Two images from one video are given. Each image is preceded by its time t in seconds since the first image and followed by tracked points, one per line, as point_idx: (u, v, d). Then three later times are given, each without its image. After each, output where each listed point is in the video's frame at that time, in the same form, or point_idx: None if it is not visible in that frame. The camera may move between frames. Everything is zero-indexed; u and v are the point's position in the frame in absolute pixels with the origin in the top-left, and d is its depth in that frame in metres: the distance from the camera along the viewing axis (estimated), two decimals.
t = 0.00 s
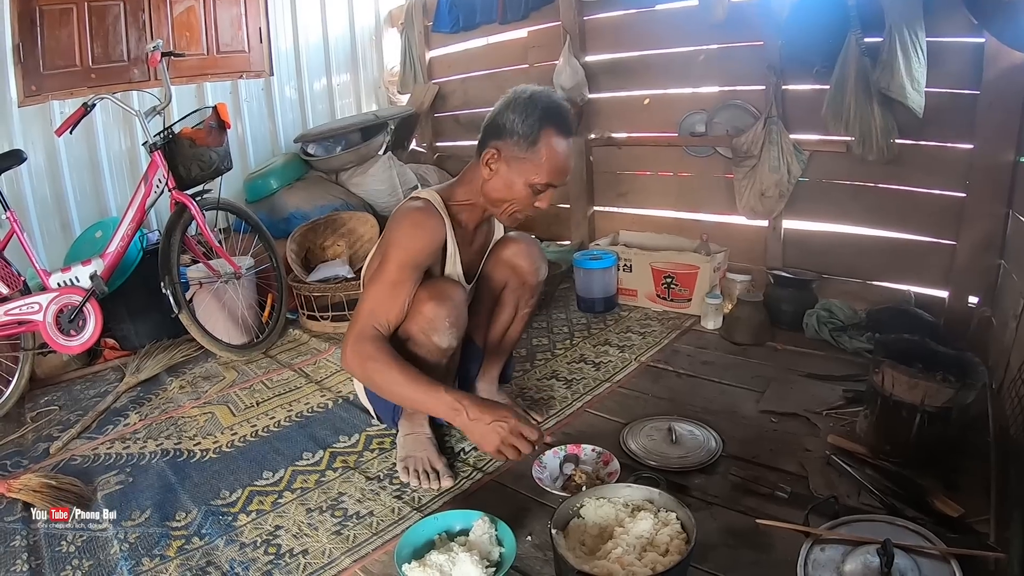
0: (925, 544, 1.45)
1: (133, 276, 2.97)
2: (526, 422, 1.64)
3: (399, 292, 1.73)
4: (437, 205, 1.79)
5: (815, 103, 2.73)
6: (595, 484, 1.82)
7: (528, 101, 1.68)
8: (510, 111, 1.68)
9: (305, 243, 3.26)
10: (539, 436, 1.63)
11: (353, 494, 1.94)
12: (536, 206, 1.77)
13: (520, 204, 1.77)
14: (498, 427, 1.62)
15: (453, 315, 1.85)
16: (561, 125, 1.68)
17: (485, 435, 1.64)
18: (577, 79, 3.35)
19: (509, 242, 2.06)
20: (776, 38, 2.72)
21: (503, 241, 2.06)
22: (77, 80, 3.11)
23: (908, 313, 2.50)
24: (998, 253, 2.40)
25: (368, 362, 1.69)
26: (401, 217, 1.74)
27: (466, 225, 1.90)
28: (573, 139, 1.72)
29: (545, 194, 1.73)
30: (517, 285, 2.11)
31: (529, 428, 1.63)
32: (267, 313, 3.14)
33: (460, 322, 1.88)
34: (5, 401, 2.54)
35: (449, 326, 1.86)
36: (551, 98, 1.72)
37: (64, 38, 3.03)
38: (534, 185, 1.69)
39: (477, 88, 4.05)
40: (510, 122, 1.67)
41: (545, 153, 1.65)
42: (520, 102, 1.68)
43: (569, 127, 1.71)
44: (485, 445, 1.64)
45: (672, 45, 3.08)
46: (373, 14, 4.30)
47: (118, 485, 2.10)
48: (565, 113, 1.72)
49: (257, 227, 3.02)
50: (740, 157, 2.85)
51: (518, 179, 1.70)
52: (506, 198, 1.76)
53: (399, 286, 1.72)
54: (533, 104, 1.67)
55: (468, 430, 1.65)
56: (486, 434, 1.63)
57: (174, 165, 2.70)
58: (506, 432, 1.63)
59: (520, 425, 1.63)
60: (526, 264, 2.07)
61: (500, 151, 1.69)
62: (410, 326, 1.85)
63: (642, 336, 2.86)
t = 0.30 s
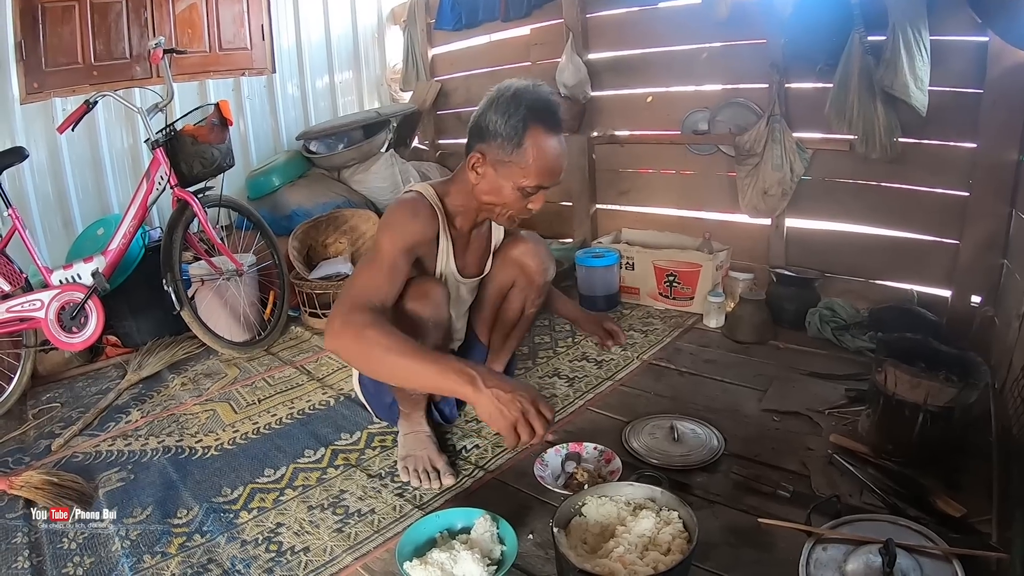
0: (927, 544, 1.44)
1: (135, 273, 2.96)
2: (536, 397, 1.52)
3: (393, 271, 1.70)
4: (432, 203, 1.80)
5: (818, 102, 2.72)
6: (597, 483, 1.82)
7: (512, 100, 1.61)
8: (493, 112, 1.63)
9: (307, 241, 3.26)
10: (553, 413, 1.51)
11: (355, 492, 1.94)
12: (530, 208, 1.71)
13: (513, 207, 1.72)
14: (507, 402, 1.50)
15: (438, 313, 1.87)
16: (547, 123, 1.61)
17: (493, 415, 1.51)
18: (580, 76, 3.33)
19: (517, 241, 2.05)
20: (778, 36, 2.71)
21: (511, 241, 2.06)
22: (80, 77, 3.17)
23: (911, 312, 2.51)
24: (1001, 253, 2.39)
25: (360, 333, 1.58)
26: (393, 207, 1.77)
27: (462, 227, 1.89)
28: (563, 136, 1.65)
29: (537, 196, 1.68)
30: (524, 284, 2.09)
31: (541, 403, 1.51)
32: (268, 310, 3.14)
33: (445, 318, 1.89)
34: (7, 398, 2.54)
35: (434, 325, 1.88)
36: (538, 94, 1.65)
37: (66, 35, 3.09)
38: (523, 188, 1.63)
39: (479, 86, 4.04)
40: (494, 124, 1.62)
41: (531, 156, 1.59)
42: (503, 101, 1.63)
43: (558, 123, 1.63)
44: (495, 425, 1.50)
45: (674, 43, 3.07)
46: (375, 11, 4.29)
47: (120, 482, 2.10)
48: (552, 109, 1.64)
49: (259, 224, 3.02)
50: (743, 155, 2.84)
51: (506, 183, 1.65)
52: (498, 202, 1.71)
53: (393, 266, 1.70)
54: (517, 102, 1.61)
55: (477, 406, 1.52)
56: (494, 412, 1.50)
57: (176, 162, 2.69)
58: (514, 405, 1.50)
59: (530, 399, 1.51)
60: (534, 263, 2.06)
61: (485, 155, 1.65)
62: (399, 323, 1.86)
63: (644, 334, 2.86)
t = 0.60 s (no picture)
0: (932, 541, 1.43)
1: (139, 268, 2.96)
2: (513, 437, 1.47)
3: (385, 295, 1.67)
4: (425, 208, 1.78)
5: (823, 98, 2.71)
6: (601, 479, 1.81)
7: (504, 100, 1.53)
8: (484, 113, 1.55)
9: (311, 236, 3.24)
10: (527, 456, 1.45)
11: (358, 487, 1.94)
12: (526, 215, 1.58)
13: (508, 216, 1.60)
14: (485, 443, 1.46)
15: (431, 307, 1.83)
16: (540, 124, 1.49)
17: (469, 453, 1.47)
18: (585, 72, 3.32)
19: (521, 246, 1.97)
20: (783, 33, 2.71)
21: (513, 245, 1.98)
22: (83, 73, 2.98)
23: (916, 310, 2.48)
24: (1006, 252, 2.38)
25: (352, 366, 1.58)
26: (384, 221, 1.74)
27: (459, 232, 1.86)
28: (562, 138, 1.52)
29: (531, 202, 1.55)
30: (526, 291, 2.03)
31: (519, 446, 1.45)
32: (272, 305, 3.14)
33: (439, 313, 1.86)
34: (11, 392, 2.54)
35: (428, 317, 1.83)
36: (534, 94, 1.55)
37: (69, 30, 2.92)
38: (513, 194, 1.51)
39: (483, 82, 4.04)
40: (484, 125, 1.53)
41: (519, 158, 1.47)
42: (494, 101, 1.54)
43: (555, 125, 1.51)
44: (471, 464, 1.47)
45: (680, 39, 3.07)
46: (379, 7, 4.29)
47: (123, 477, 2.10)
48: (550, 109, 1.53)
49: (263, 219, 3.01)
50: (748, 151, 2.84)
51: (496, 188, 1.54)
52: (491, 208, 1.61)
53: (384, 290, 1.67)
54: (508, 102, 1.52)
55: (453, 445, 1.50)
56: (470, 451, 1.46)
57: (180, 157, 2.69)
58: (494, 448, 1.45)
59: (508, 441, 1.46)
60: (536, 271, 1.98)
61: (475, 156, 1.56)
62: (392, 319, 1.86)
63: (648, 331, 2.85)
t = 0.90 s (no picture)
0: (937, 539, 1.42)
1: (143, 264, 2.97)
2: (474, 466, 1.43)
3: (372, 306, 1.62)
4: (418, 213, 1.74)
5: (828, 96, 2.71)
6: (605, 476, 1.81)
7: (489, 109, 1.45)
8: (468, 121, 1.47)
9: (316, 232, 3.24)
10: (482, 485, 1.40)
11: (362, 483, 1.94)
12: (516, 229, 1.51)
13: (499, 229, 1.53)
14: (443, 469, 1.43)
15: (428, 306, 1.82)
16: (527, 135, 1.41)
17: (429, 476, 1.44)
18: (589, 69, 3.31)
19: (523, 252, 1.96)
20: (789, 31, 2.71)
21: (516, 251, 1.96)
22: (89, 69, 2.95)
23: (919, 309, 2.49)
24: (1011, 251, 2.38)
25: (332, 378, 1.53)
26: (378, 227, 1.70)
27: (455, 240, 1.82)
28: (552, 147, 1.44)
29: (520, 216, 1.47)
30: (527, 297, 2.03)
31: (479, 477, 1.41)
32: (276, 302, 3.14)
33: (438, 312, 1.85)
34: (16, 388, 2.55)
35: (425, 316, 1.83)
36: (520, 101, 1.47)
37: (74, 27, 2.90)
38: (501, 209, 1.45)
39: (487, 79, 4.04)
40: (468, 136, 1.46)
41: (503, 172, 1.40)
42: (478, 110, 1.47)
43: (544, 135, 1.43)
44: (428, 488, 1.45)
45: (684, 36, 3.06)
46: (384, 3, 4.28)
47: (127, 472, 2.10)
48: (538, 117, 1.45)
49: (267, 216, 3.01)
50: (753, 150, 2.83)
51: (483, 202, 1.48)
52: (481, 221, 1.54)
53: (371, 300, 1.62)
54: (491, 112, 1.45)
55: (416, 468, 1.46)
56: (429, 475, 1.43)
57: (184, 153, 2.69)
58: (455, 477, 1.42)
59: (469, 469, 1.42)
60: (538, 279, 1.98)
61: (461, 169, 1.50)
62: (389, 318, 1.86)
63: (652, 328, 2.85)
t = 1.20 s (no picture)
0: (940, 536, 1.41)
1: (148, 261, 2.97)
2: (493, 467, 1.43)
3: (379, 313, 1.60)
4: (411, 214, 1.72)
5: (834, 93, 2.71)
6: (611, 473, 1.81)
7: (458, 97, 1.43)
8: (441, 114, 1.45)
9: (320, 229, 3.25)
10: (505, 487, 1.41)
11: (368, 479, 1.94)
12: (503, 218, 1.45)
13: (486, 220, 1.47)
14: (463, 473, 1.42)
15: (434, 305, 1.80)
16: (498, 118, 1.38)
17: (450, 480, 1.44)
18: (594, 66, 3.31)
19: (527, 247, 1.97)
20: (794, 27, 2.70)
21: (521, 246, 1.98)
22: (92, 66, 3.14)
23: (923, 307, 2.47)
24: (1017, 249, 2.37)
25: (346, 390, 1.52)
26: (373, 234, 1.66)
27: (452, 237, 1.82)
28: (527, 129, 1.40)
29: (504, 203, 1.41)
30: (534, 291, 2.02)
31: (499, 478, 1.41)
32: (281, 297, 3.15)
33: (443, 312, 1.83)
34: (20, 383, 2.55)
35: (432, 316, 1.81)
36: (490, 86, 1.45)
37: (79, 23, 3.05)
38: (482, 198, 1.40)
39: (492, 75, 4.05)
40: (441, 127, 1.44)
41: (480, 158, 1.37)
42: (449, 100, 1.45)
43: (517, 117, 1.40)
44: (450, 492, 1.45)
45: (689, 33, 3.06)
46: None
47: (132, 468, 2.10)
48: (509, 99, 1.42)
49: (272, 212, 3.02)
50: (759, 147, 2.82)
51: (464, 192, 1.43)
52: (468, 215, 1.49)
53: (377, 309, 1.60)
54: (461, 99, 1.43)
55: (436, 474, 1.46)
56: (449, 481, 1.43)
57: (190, 149, 2.69)
58: (476, 480, 1.42)
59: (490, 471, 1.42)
60: (544, 272, 1.99)
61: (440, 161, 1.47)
62: (395, 320, 1.84)
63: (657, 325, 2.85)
